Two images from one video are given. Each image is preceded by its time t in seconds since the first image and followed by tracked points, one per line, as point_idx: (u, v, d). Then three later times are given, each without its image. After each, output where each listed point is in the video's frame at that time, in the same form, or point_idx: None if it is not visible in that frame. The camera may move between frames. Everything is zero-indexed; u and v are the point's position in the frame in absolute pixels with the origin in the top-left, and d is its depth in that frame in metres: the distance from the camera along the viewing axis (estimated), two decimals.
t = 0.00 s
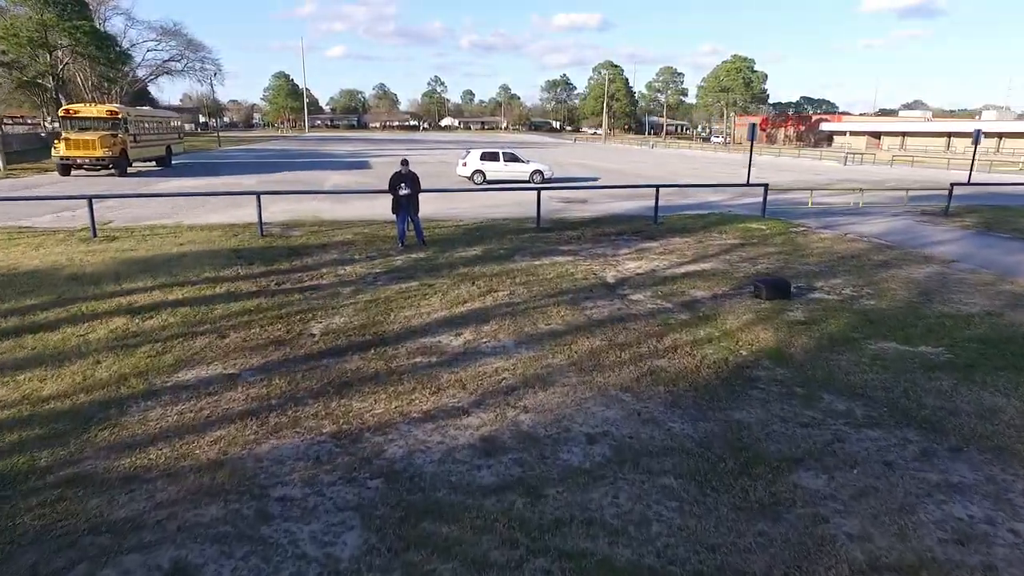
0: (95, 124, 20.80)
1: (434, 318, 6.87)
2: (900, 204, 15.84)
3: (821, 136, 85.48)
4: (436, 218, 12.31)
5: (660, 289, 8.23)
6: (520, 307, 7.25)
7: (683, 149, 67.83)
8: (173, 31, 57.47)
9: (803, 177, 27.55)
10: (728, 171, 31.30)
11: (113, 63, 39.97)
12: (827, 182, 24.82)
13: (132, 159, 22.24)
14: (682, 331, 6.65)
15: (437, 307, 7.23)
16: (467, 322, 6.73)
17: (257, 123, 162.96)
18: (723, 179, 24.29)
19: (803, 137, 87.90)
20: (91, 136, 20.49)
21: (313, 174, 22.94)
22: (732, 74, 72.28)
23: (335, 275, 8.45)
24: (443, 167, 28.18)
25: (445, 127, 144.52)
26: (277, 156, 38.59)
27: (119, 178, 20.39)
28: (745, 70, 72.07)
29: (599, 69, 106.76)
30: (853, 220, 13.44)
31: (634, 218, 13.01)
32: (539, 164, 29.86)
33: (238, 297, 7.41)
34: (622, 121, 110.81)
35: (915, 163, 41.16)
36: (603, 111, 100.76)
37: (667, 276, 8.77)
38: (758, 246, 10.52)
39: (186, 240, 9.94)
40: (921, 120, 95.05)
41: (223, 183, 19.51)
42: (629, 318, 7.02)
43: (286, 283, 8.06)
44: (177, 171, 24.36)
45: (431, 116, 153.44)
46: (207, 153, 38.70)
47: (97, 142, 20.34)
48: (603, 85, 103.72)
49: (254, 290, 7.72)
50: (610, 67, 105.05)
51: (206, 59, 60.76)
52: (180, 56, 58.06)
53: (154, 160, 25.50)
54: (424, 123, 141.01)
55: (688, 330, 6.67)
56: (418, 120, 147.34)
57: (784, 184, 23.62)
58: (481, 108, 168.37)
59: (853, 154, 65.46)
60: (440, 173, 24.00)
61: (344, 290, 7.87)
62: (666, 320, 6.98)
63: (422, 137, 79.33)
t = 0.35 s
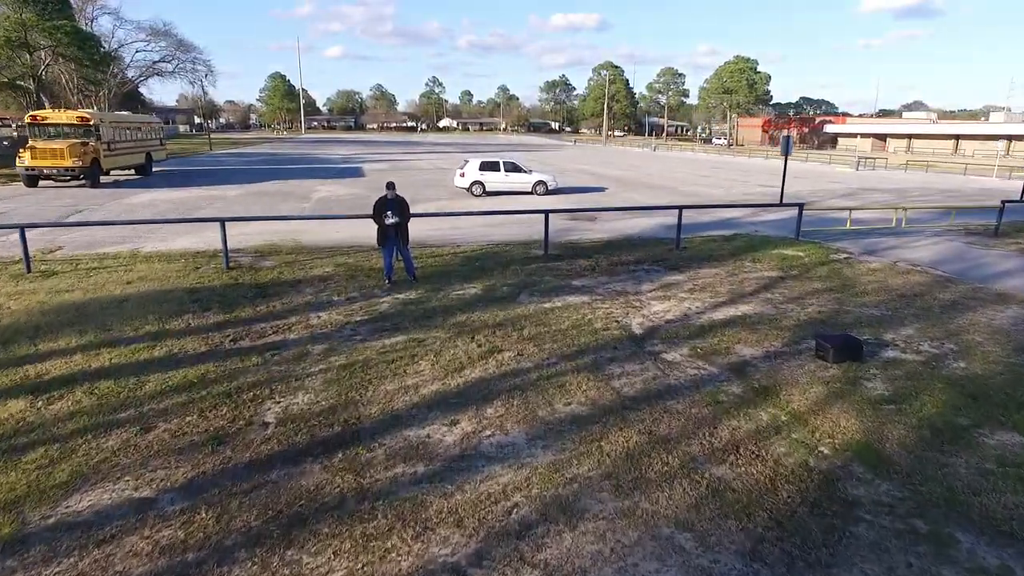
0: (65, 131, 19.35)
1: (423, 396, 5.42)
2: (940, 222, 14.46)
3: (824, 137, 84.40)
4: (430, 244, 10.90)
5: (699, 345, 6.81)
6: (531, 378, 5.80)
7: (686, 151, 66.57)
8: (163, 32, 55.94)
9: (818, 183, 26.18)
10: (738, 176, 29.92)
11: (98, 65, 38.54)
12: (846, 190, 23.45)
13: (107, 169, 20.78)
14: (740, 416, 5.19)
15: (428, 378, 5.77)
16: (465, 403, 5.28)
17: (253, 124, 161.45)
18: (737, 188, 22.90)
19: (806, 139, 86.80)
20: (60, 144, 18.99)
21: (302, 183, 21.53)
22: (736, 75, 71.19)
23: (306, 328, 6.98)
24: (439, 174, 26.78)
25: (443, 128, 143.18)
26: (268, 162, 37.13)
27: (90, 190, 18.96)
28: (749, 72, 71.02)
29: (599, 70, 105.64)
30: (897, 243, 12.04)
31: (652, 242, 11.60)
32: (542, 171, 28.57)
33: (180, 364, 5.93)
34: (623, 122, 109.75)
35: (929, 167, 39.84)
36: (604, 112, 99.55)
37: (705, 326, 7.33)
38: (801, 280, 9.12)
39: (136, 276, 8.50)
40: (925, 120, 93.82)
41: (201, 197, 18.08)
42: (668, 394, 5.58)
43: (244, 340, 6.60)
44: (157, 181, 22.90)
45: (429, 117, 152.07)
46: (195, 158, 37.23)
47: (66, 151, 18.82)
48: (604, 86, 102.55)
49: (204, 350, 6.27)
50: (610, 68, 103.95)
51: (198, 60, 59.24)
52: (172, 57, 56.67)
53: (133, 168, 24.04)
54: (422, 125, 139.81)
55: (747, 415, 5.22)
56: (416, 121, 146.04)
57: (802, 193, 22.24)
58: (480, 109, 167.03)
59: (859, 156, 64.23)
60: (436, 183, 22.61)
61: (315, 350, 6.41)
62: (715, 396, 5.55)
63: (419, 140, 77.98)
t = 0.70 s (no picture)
0: (27, 141, 17.94)
1: (397, 537, 3.93)
2: (992, 246, 12.95)
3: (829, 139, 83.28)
4: (421, 279, 9.44)
5: (756, 435, 5.33)
6: (545, 501, 4.30)
7: (689, 154, 65.17)
8: (154, 32, 54.40)
9: (836, 192, 24.74)
10: (749, 183, 28.44)
11: (82, 67, 37.08)
12: (868, 201, 22.00)
13: (77, 181, 19.28)
14: (841, 574, 3.68)
15: (406, 502, 4.28)
16: (455, 551, 3.79)
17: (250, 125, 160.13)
18: (753, 199, 21.42)
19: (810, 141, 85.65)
20: (22, 156, 17.47)
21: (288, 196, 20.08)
22: (740, 76, 70.09)
23: (255, 412, 5.47)
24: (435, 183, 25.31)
25: (442, 129, 141.79)
26: (258, 168, 35.59)
27: (55, 205, 17.46)
28: (753, 73, 69.94)
29: (600, 70, 104.56)
30: (953, 273, 10.57)
31: (675, 275, 10.13)
32: (545, 179, 27.19)
33: (76, 476, 4.42)
34: (624, 123, 108.57)
35: (944, 172, 38.46)
36: (605, 113, 98.41)
37: (759, 404, 5.84)
38: (861, 331, 7.66)
39: (62, 330, 7.03)
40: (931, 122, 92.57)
41: (175, 213, 16.58)
42: (733, 528, 4.10)
43: (173, 434, 5.09)
44: (133, 192, 21.39)
45: (428, 118, 150.68)
46: (181, 164, 35.71)
47: (28, 163, 17.30)
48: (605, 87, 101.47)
49: (116, 451, 4.77)
50: (611, 68, 102.95)
51: (189, 61, 57.71)
52: (164, 58, 55.33)
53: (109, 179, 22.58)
54: (421, 126, 138.57)
55: (849, 570, 3.72)
56: (415, 122, 144.90)
57: (824, 204, 20.77)
58: (479, 110, 165.64)
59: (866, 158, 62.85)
60: (432, 194, 21.18)
61: (262, 450, 4.91)
62: (797, 533, 4.05)
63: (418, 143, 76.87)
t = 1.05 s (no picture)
0: None
1: None
2: None
3: (834, 142, 81.88)
4: (405, 329, 7.97)
5: None
6: None
7: (693, 157, 63.67)
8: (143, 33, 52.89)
9: (855, 202, 23.31)
10: (762, 192, 26.97)
11: (64, 70, 35.60)
12: (893, 213, 20.54)
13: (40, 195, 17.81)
14: None
15: None
16: None
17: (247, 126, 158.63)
18: (770, 212, 19.94)
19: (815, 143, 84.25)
20: None
21: (270, 211, 18.59)
22: (745, 77, 68.69)
23: (159, 561, 3.95)
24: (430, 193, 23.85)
25: (440, 131, 140.39)
26: (246, 174, 34.11)
27: (13, 223, 15.97)
28: (758, 74, 68.52)
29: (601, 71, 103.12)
30: None
31: (704, 318, 8.65)
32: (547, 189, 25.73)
33: None
34: (625, 125, 107.13)
35: (961, 177, 37.05)
36: (607, 115, 96.96)
37: (848, 536, 4.31)
38: (949, 405, 6.16)
39: None
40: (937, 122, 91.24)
41: (142, 232, 15.09)
42: None
43: None
44: (104, 205, 19.88)
45: (426, 119, 149.32)
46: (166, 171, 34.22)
47: None
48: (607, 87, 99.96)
49: None
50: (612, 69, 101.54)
51: (180, 62, 56.22)
52: (153, 59, 53.86)
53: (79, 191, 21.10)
54: (419, 127, 137.08)
55: None
56: (414, 123, 143.48)
57: (847, 217, 19.29)
58: (478, 111, 164.26)
59: (874, 161, 61.42)
60: (427, 208, 19.70)
61: None
62: None
63: (415, 147, 75.31)
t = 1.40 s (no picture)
0: None
1: None
2: None
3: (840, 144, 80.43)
4: (380, 404, 6.47)
5: None
6: None
7: (697, 160, 62.13)
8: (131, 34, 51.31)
9: (879, 215, 21.80)
10: (777, 202, 25.47)
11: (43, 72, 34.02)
12: (923, 228, 19.04)
13: None
14: None
15: None
16: None
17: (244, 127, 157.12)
18: (790, 228, 18.45)
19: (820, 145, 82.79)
20: None
21: (248, 228, 17.04)
22: (750, 79, 67.16)
23: None
24: (425, 206, 22.33)
25: (439, 132, 138.83)
26: (233, 182, 32.60)
27: None
28: (763, 75, 67.00)
29: (602, 72, 101.62)
30: None
31: (745, 383, 7.15)
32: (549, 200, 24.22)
33: None
34: (626, 126, 105.62)
35: (979, 183, 35.61)
36: (608, 116, 95.40)
37: None
38: None
39: None
40: (944, 124, 89.72)
41: (99, 255, 13.54)
42: None
43: None
44: (70, 221, 18.37)
45: (425, 121, 147.82)
46: (149, 178, 32.71)
47: None
48: (608, 88, 98.40)
49: None
50: (613, 69, 100.04)
51: (170, 64, 54.67)
52: (142, 60, 52.28)
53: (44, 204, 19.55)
54: (417, 128, 135.51)
55: None
56: (412, 125, 141.96)
57: (875, 234, 17.79)
58: (477, 111, 162.75)
59: (882, 164, 59.90)
60: (420, 224, 18.19)
61: None
62: None
63: (413, 150, 73.96)
